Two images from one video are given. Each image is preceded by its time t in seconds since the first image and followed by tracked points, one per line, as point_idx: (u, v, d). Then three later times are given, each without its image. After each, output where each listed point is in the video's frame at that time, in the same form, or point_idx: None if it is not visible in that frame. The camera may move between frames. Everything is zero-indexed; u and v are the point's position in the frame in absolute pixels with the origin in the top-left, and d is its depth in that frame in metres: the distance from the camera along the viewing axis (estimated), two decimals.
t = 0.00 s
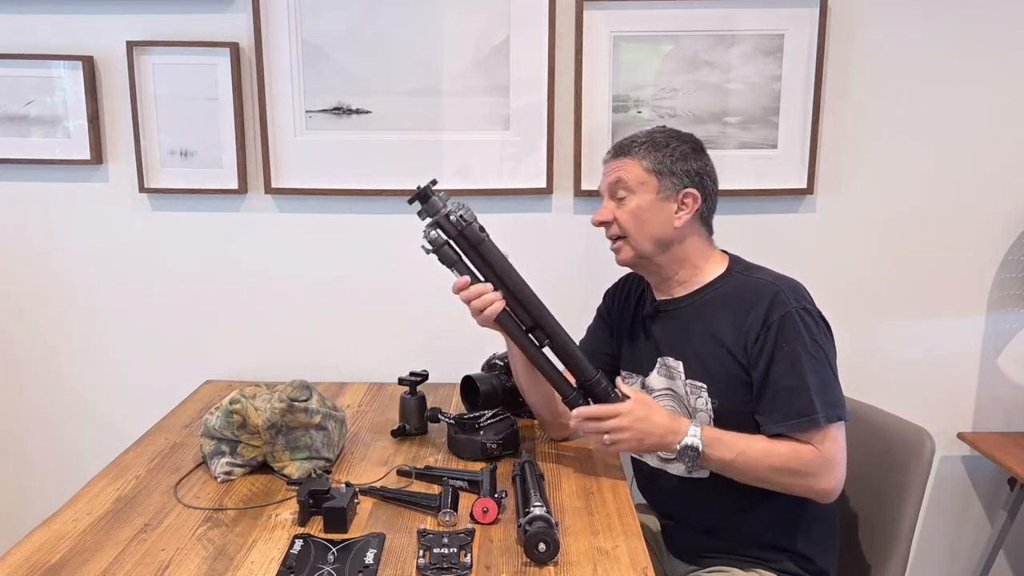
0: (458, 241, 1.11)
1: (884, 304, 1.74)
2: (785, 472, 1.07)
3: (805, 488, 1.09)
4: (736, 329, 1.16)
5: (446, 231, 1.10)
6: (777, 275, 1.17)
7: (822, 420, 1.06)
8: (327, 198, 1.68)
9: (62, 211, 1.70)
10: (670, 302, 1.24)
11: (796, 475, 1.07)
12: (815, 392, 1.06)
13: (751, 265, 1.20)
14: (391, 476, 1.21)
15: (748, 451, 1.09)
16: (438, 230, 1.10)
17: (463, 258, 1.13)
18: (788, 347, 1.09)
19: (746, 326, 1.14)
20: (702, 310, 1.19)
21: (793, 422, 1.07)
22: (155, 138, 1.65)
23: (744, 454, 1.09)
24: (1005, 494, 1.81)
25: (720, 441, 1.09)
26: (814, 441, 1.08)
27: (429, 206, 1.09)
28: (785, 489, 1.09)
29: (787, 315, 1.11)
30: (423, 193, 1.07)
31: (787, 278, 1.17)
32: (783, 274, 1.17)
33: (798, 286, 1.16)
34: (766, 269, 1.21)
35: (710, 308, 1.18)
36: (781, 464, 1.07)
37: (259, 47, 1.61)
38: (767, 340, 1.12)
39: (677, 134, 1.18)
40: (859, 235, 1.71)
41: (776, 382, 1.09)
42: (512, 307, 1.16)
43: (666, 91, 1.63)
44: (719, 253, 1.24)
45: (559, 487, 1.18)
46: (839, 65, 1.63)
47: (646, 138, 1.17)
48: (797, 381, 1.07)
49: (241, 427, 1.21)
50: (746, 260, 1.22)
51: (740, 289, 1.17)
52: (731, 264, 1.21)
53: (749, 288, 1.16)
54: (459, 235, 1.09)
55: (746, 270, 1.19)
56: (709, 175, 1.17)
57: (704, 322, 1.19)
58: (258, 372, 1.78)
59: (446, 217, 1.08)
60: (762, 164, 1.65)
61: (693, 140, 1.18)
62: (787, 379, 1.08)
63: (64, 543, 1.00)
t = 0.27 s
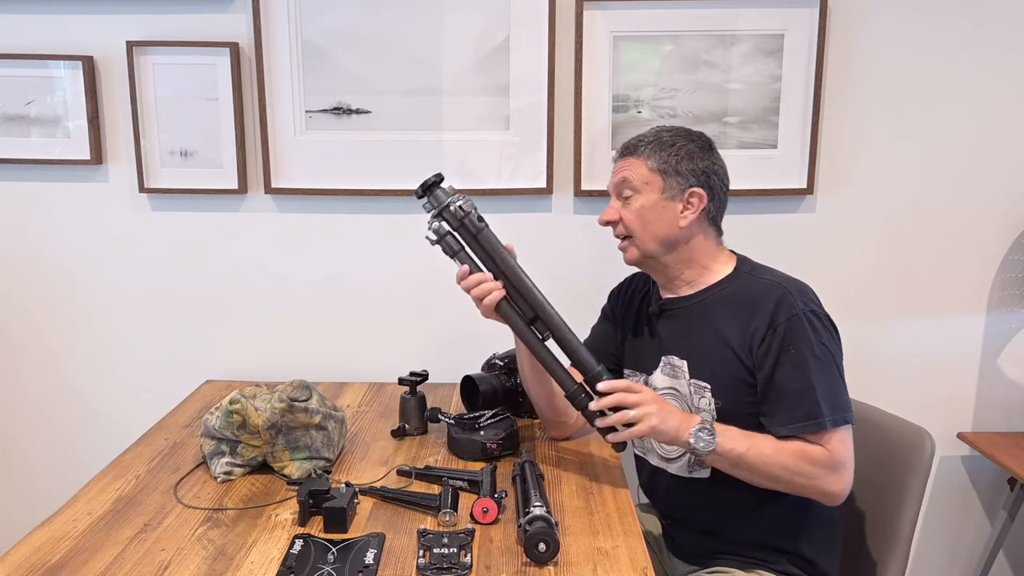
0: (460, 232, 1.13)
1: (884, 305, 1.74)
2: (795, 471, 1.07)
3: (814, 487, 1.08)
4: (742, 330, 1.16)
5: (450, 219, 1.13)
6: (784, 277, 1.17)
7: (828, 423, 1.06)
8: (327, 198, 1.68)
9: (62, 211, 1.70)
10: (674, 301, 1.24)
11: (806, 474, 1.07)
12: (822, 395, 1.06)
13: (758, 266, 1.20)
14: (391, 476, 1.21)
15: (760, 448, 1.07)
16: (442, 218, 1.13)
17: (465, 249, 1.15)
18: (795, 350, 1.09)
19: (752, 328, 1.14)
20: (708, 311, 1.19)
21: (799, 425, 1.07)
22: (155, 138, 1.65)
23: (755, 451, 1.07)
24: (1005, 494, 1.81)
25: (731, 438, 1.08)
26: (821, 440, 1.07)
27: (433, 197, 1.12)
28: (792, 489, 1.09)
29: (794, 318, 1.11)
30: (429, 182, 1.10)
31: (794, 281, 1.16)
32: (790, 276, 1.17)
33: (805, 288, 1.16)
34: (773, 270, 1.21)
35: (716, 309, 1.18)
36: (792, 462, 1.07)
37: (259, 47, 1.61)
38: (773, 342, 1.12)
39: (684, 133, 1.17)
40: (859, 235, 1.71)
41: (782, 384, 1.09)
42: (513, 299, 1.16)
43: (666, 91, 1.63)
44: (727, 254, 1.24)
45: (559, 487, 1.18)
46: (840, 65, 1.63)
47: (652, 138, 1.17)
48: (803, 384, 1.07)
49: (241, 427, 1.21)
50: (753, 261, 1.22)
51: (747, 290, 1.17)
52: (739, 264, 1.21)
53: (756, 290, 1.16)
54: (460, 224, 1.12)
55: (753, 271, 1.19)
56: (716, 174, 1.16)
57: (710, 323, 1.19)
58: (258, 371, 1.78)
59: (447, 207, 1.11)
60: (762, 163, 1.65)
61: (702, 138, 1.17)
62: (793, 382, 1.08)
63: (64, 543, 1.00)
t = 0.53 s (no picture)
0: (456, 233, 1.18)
1: (884, 305, 1.74)
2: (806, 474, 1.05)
3: (825, 491, 1.07)
4: (747, 333, 1.15)
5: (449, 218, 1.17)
6: (790, 280, 1.17)
7: (835, 429, 1.06)
8: (327, 198, 1.68)
9: (62, 211, 1.70)
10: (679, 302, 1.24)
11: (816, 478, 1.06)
12: (828, 401, 1.07)
13: (763, 269, 1.20)
14: (391, 476, 1.21)
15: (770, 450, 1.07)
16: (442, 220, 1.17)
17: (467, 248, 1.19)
18: (801, 355, 1.09)
19: (757, 331, 1.14)
20: (713, 313, 1.19)
21: (805, 430, 1.07)
22: (155, 138, 1.65)
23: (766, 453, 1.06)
24: (1005, 494, 1.81)
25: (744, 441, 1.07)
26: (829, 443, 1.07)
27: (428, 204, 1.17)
28: (803, 493, 1.07)
29: (800, 323, 1.10)
30: (422, 191, 1.16)
31: (800, 284, 1.16)
32: (796, 280, 1.17)
33: (811, 292, 1.16)
34: (778, 272, 1.20)
35: (721, 311, 1.18)
36: (803, 464, 1.05)
37: (259, 47, 1.61)
38: (779, 347, 1.11)
39: (692, 133, 1.17)
40: (859, 235, 1.71)
41: (787, 389, 1.09)
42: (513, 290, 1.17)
43: (667, 91, 1.63)
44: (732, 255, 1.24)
45: (559, 488, 1.18)
46: (840, 65, 1.63)
47: (666, 136, 1.16)
48: (810, 390, 1.07)
49: (241, 427, 1.21)
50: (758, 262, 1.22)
51: (753, 293, 1.16)
52: (743, 267, 1.21)
53: (761, 293, 1.16)
54: (454, 225, 1.17)
55: (758, 273, 1.19)
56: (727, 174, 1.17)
57: (715, 325, 1.18)
58: (258, 371, 1.78)
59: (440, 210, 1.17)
60: (762, 164, 1.65)
61: (708, 138, 1.18)
62: (798, 386, 1.08)
63: (64, 542, 1.00)
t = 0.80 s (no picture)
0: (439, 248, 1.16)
1: (884, 305, 1.74)
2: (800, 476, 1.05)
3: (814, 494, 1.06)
4: (745, 335, 1.16)
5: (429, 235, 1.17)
6: (791, 283, 1.17)
7: (825, 434, 1.06)
8: (327, 198, 1.68)
9: (62, 210, 1.70)
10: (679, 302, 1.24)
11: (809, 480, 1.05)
12: (820, 405, 1.07)
13: (764, 271, 1.20)
14: (391, 476, 1.21)
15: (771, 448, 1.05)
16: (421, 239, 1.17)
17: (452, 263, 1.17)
18: (797, 358, 1.09)
19: (756, 332, 1.14)
20: (711, 312, 1.19)
21: (796, 433, 1.07)
22: (155, 138, 1.65)
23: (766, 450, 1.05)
24: (1005, 494, 1.80)
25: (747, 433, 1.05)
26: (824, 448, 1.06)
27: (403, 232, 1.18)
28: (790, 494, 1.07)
29: (798, 326, 1.11)
30: (394, 224, 1.18)
31: (801, 288, 1.16)
32: (798, 283, 1.17)
33: (812, 295, 1.16)
34: (780, 275, 1.20)
35: (719, 312, 1.18)
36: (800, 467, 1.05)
37: (259, 47, 1.61)
38: (776, 349, 1.12)
39: (693, 132, 1.16)
40: (859, 235, 1.71)
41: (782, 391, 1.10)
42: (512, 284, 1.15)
43: (667, 91, 1.63)
44: (733, 257, 1.24)
45: (559, 487, 1.18)
46: (839, 65, 1.63)
47: (664, 138, 1.15)
48: (803, 393, 1.07)
49: (241, 427, 1.21)
50: (760, 264, 1.22)
51: (753, 295, 1.17)
52: (745, 268, 1.21)
53: (761, 295, 1.16)
54: (436, 240, 1.16)
55: (759, 276, 1.19)
56: (727, 176, 1.16)
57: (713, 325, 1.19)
58: (258, 372, 1.78)
59: (419, 231, 1.16)
60: (762, 164, 1.65)
61: (710, 138, 1.17)
62: (794, 389, 1.08)
63: (64, 542, 1.00)
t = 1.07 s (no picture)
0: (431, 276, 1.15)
1: (884, 305, 1.74)
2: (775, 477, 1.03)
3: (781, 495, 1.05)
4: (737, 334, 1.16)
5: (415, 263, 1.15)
6: (789, 286, 1.17)
7: (795, 432, 1.04)
8: (327, 198, 1.69)
9: (62, 211, 1.70)
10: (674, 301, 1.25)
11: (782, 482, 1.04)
12: (794, 404, 1.06)
13: (763, 272, 1.20)
14: (391, 476, 1.21)
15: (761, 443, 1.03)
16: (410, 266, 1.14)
17: (446, 286, 1.14)
18: (781, 357, 1.09)
19: (747, 331, 1.15)
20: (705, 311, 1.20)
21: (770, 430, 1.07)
22: (155, 138, 1.65)
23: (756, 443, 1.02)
24: (1005, 494, 1.81)
25: (743, 424, 1.02)
26: (799, 448, 1.04)
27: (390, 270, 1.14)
28: (758, 489, 1.06)
29: (787, 326, 1.10)
30: (381, 266, 1.14)
31: (799, 291, 1.16)
32: (796, 286, 1.16)
33: (808, 298, 1.15)
34: (780, 277, 1.19)
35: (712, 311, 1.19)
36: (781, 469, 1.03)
37: (259, 47, 1.61)
38: (765, 349, 1.12)
39: (689, 133, 1.15)
40: (859, 235, 1.71)
41: (763, 389, 1.10)
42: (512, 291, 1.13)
43: (667, 91, 1.63)
44: (732, 258, 1.23)
45: (559, 487, 1.18)
46: (839, 65, 1.63)
47: (657, 140, 1.15)
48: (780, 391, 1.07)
49: (241, 427, 1.21)
50: (759, 265, 1.22)
51: (746, 295, 1.17)
52: (742, 269, 1.20)
53: (755, 294, 1.16)
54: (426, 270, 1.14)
55: (756, 276, 1.18)
56: (723, 176, 1.15)
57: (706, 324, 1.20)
58: (258, 372, 1.78)
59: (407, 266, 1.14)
60: (762, 164, 1.65)
61: (705, 138, 1.16)
62: (775, 387, 1.08)
63: (64, 542, 1.00)
